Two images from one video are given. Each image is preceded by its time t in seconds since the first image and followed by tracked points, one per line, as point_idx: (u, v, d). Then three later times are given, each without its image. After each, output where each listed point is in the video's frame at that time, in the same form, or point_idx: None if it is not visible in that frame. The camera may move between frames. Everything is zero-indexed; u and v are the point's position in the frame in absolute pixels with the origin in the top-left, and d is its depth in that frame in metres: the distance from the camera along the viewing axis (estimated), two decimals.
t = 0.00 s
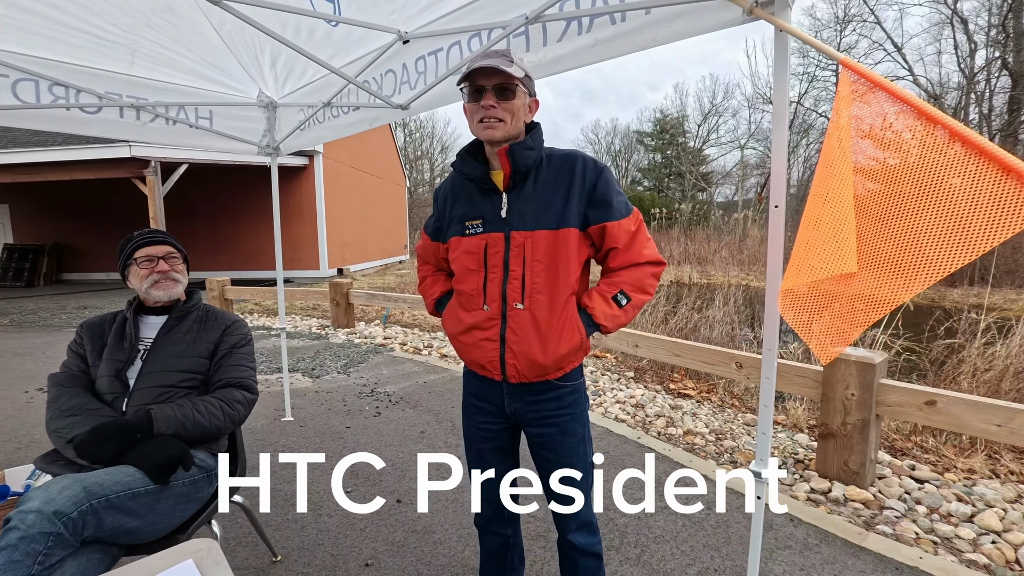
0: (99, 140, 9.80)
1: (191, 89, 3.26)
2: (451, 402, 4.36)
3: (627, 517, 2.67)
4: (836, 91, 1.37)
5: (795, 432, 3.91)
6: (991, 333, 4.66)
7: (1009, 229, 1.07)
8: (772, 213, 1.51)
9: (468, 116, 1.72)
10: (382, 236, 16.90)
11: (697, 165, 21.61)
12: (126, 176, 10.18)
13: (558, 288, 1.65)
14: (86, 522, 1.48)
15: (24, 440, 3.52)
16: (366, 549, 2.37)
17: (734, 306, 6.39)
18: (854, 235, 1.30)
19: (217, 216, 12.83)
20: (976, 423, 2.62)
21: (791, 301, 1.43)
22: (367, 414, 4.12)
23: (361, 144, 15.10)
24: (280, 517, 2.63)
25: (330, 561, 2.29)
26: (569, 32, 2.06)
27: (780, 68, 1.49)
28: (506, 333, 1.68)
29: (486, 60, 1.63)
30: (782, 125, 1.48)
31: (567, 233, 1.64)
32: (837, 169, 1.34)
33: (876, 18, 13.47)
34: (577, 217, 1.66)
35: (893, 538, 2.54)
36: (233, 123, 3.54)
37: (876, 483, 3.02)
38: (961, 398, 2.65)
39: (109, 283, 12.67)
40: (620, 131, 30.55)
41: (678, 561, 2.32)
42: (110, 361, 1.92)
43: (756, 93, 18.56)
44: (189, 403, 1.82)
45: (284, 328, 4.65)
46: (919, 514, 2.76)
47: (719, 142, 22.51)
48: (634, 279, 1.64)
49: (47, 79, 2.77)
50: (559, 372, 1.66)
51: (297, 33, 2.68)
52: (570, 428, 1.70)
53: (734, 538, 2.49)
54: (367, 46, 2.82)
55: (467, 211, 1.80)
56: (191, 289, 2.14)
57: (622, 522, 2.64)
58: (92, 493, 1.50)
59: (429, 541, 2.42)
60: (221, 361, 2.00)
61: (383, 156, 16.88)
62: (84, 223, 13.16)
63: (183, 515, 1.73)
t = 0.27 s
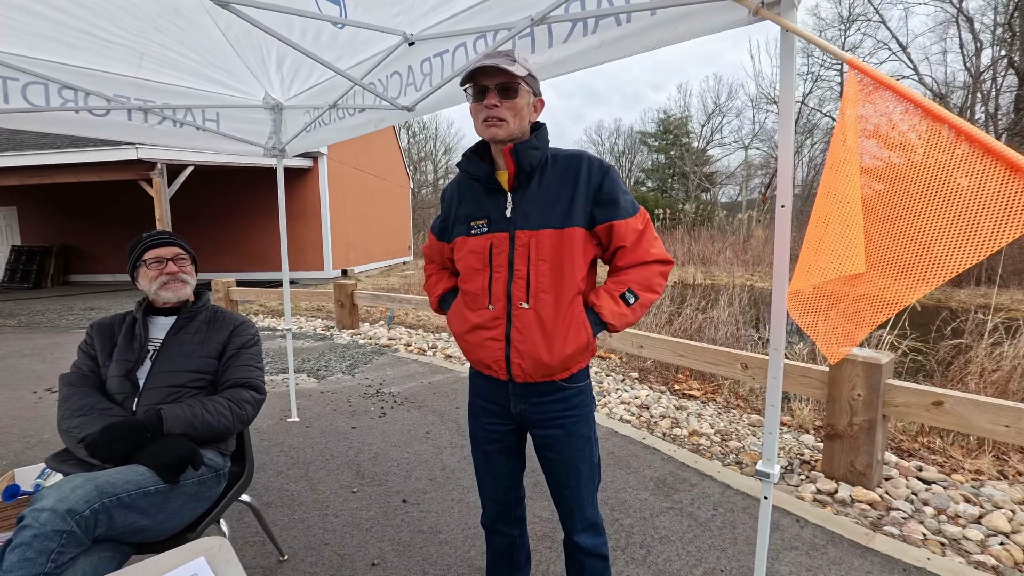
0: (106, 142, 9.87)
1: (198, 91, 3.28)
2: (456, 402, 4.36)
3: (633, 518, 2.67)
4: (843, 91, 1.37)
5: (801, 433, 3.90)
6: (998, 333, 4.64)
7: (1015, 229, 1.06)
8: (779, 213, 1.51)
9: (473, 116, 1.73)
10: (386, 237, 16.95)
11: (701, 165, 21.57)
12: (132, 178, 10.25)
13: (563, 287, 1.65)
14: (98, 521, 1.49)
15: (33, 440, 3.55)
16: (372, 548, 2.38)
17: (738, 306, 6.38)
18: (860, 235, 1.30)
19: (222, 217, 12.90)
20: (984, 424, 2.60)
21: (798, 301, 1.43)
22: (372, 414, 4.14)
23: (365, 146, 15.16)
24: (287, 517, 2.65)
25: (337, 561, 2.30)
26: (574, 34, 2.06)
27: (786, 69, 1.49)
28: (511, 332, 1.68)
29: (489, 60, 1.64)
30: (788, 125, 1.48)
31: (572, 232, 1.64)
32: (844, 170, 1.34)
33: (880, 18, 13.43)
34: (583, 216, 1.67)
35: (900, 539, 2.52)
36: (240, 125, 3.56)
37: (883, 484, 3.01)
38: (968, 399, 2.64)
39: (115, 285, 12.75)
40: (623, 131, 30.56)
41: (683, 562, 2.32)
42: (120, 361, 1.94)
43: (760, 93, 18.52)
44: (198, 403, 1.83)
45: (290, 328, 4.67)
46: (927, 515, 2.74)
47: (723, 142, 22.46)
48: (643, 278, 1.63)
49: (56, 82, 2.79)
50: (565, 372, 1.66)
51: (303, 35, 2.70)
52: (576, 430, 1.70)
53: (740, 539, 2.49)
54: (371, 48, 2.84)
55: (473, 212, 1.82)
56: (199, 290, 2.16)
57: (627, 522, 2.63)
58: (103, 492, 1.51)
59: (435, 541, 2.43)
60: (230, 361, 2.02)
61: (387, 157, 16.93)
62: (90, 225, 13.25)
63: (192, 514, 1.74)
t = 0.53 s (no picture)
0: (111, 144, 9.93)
1: (204, 94, 3.30)
2: (460, 403, 4.37)
3: (637, 519, 2.67)
4: (847, 91, 1.37)
5: (805, 434, 3.89)
6: (1004, 334, 4.62)
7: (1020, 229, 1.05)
8: (783, 214, 1.51)
9: (478, 115, 1.74)
10: (390, 238, 16.98)
11: (704, 165, 21.54)
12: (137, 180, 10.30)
13: (565, 286, 1.65)
14: (106, 521, 1.50)
15: (40, 440, 3.57)
16: (377, 549, 2.38)
17: (742, 307, 6.36)
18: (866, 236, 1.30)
19: (227, 219, 12.95)
20: (991, 425, 2.59)
21: (804, 302, 1.43)
22: (376, 415, 4.15)
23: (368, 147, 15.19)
24: (292, 517, 2.66)
25: (341, 561, 2.30)
26: (578, 36, 2.07)
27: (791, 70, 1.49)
28: (513, 331, 1.69)
29: (497, 59, 1.65)
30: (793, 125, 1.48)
31: (575, 229, 1.64)
32: (849, 171, 1.34)
33: (884, 17, 13.39)
34: (587, 215, 1.66)
35: (906, 541, 2.51)
36: (245, 127, 3.58)
37: (889, 486, 2.99)
38: (974, 400, 2.63)
39: (120, 286, 12.82)
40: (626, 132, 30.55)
41: (687, 563, 2.32)
42: (127, 362, 1.96)
43: (764, 93, 18.49)
44: (204, 405, 1.84)
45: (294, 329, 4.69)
46: (932, 517, 2.73)
47: (726, 143, 22.42)
48: (648, 276, 1.62)
49: (63, 85, 2.81)
50: (567, 372, 1.65)
51: (308, 38, 2.72)
52: (579, 433, 1.70)
53: (745, 541, 2.48)
54: (375, 51, 2.85)
55: (478, 211, 1.83)
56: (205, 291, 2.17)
57: (631, 524, 2.63)
58: (112, 492, 1.52)
59: (439, 542, 2.43)
60: (236, 362, 2.03)
61: (390, 158, 16.97)
62: (96, 226, 13.32)
63: (199, 514, 1.75)
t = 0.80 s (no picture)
0: (114, 145, 9.96)
1: (206, 95, 3.31)
2: (461, 404, 4.36)
3: (639, 519, 2.67)
4: (849, 90, 1.37)
5: (808, 435, 3.88)
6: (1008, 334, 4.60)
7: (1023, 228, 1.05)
8: (785, 214, 1.51)
9: (484, 114, 1.74)
10: (391, 239, 17.00)
11: (706, 165, 21.52)
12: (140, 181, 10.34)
13: (565, 287, 1.65)
14: (110, 520, 1.50)
15: (44, 440, 3.59)
16: (378, 550, 2.38)
17: (745, 307, 6.35)
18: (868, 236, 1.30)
19: (229, 219, 12.98)
20: (995, 426, 2.58)
21: (808, 301, 1.43)
22: (378, 415, 4.15)
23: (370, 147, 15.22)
24: (295, 517, 2.66)
25: (343, 562, 2.30)
26: (580, 36, 2.06)
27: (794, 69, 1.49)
28: (514, 331, 1.69)
29: (505, 59, 1.64)
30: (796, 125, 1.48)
31: (575, 231, 1.64)
32: (852, 170, 1.34)
33: (887, 16, 13.37)
34: (587, 216, 1.66)
35: (909, 542, 2.50)
36: (247, 128, 3.60)
37: (892, 487, 2.98)
38: (978, 400, 2.62)
39: (123, 287, 12.85)
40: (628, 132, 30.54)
41: (690, 564, 2.31)
42: (130, 362, 1.96)
43: (766, 93, 18.46)
44: (207, 405, 1.84)
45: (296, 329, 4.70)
46: (936, 518, 2.72)
47: (728, 143, 22.39)
48: (647, 279, 1.61)
49: (66, 87, 2.81)
50: (568, 373, 1.65)
51: (310, 39, 2.73)
52: (581, 435, 1.69)
53: (748, 541, 2.47)
54: (377, 51, 2.85)
55: (482, 212, 1.84)
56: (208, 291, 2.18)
57: (633, 524, 2.63)
58: (115, 492, 1.52)
59: (441, 542, 2.43)
60: (237, 364, 2.03)
61: (391, 159, 16.99)
62: (99, 227, 13.37)
63: (202, 514, 1.75)
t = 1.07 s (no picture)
0: (118, 146, 10.00)
1: (210, 96, 3.33)
2: (464, 404, 4.37)
3: (642, 520, 2.66)
4: (852, 89, 1.37)
5: (812, 436, 3.87)
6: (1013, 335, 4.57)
7: None
8: (789, 214, 1.50)
9: (492, 117, 1.75)
10: (394, 239, 17.02)
11: (708, 166, 21.49)
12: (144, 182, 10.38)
13: (575, 288, 1.65)
14: (113, 520, 1.51)
15: (48, 440, 3.60)
16: (381, 550, 2.38)
17: (748, 308, 6.34)
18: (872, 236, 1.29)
19: (232, 220, 13.02)
20: (1001, 427, 2.56)
21: (811, 301, 1.43)
22: (381, 415, 4.16)
23: (373, 148, 15.24)
24: (298, 517, 2.66)
25: (346, 562, 2.31)
26: (582, 36, 2.06)
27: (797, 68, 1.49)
28: (525, 333, 1.70)
29: (512, 62, 1.66)
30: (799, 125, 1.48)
31: (584, 233, 1.64)
32: (855, 170, 1.34)
33: (890, 16, 13.32)
34: (596, 217, 1.66)
35: (913, 543, 2.49)
36: (250, 129, 3.61)
37: (896, 488, 2.97)
38: (983, 401, 2.61)
39: (127, 288, 12.90)
40: (631, 132, 30.53)
41: (692, 565, 2.31)
42: (133, 362, 1.96)
43: (769, 93, 18.42)
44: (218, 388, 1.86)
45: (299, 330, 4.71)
46: (941, 519, 2.71)
47: (731, 143, 22.34)
48: (657, 279, 1.61)
49: (71, 88, 2.82)
50: (579, 373, 1.66)
51: (313, 40, 2.74)
52: (591, 433, 1.69)
53: (751, 542, 2.47)
54: (380, 52, 2.86)
55: (491, 214, 1.85)
56: (211, 292, 2.18)
57: (636, 525, 2.63)
58: (118, 491, 1.53)
59: (443, 542, 2.43)
60: (240, 363, 2.03)
61: (394, 160, 17.01)
62: (103, 228, 13.42)
63: (205, 513, 1.76)
